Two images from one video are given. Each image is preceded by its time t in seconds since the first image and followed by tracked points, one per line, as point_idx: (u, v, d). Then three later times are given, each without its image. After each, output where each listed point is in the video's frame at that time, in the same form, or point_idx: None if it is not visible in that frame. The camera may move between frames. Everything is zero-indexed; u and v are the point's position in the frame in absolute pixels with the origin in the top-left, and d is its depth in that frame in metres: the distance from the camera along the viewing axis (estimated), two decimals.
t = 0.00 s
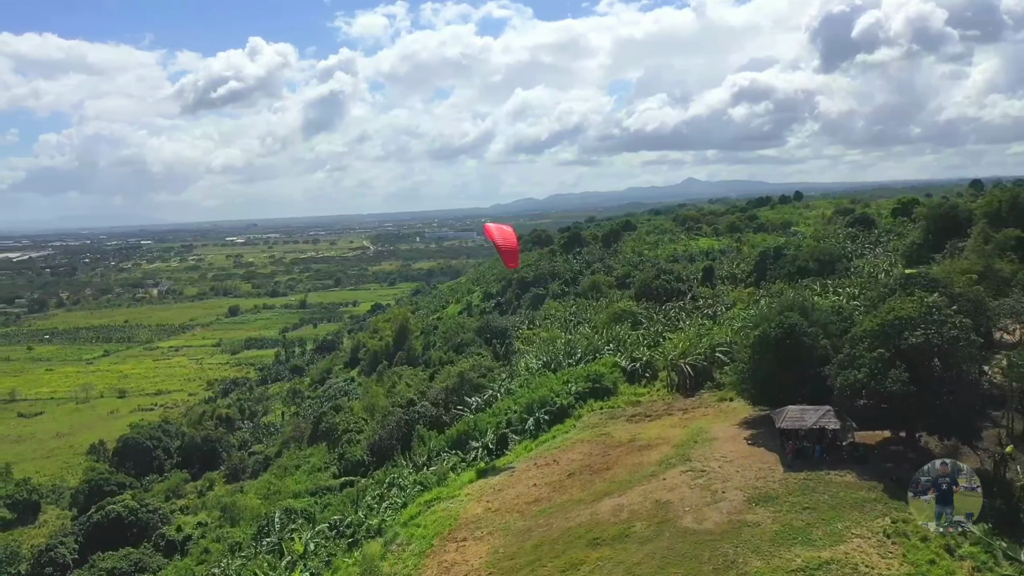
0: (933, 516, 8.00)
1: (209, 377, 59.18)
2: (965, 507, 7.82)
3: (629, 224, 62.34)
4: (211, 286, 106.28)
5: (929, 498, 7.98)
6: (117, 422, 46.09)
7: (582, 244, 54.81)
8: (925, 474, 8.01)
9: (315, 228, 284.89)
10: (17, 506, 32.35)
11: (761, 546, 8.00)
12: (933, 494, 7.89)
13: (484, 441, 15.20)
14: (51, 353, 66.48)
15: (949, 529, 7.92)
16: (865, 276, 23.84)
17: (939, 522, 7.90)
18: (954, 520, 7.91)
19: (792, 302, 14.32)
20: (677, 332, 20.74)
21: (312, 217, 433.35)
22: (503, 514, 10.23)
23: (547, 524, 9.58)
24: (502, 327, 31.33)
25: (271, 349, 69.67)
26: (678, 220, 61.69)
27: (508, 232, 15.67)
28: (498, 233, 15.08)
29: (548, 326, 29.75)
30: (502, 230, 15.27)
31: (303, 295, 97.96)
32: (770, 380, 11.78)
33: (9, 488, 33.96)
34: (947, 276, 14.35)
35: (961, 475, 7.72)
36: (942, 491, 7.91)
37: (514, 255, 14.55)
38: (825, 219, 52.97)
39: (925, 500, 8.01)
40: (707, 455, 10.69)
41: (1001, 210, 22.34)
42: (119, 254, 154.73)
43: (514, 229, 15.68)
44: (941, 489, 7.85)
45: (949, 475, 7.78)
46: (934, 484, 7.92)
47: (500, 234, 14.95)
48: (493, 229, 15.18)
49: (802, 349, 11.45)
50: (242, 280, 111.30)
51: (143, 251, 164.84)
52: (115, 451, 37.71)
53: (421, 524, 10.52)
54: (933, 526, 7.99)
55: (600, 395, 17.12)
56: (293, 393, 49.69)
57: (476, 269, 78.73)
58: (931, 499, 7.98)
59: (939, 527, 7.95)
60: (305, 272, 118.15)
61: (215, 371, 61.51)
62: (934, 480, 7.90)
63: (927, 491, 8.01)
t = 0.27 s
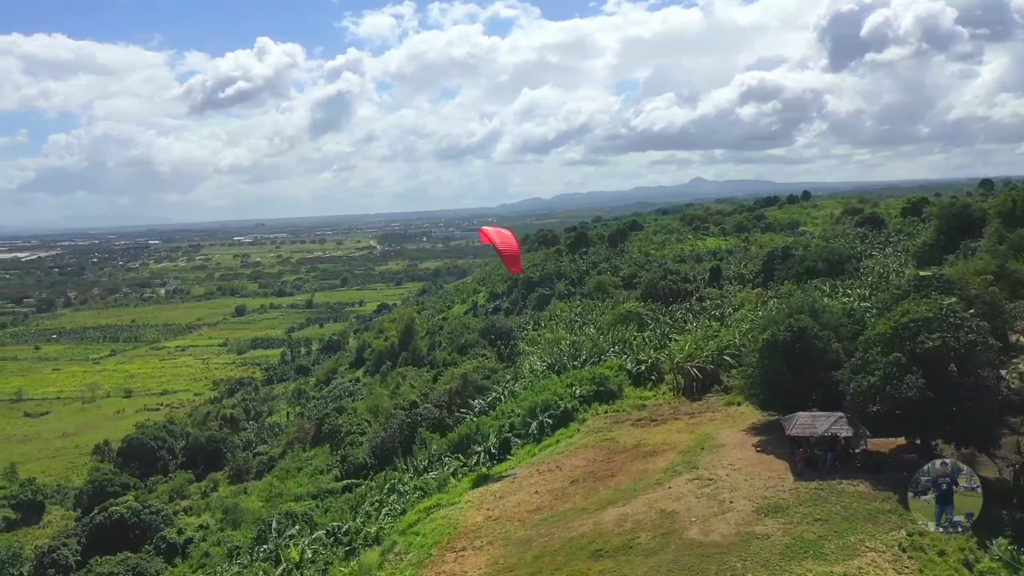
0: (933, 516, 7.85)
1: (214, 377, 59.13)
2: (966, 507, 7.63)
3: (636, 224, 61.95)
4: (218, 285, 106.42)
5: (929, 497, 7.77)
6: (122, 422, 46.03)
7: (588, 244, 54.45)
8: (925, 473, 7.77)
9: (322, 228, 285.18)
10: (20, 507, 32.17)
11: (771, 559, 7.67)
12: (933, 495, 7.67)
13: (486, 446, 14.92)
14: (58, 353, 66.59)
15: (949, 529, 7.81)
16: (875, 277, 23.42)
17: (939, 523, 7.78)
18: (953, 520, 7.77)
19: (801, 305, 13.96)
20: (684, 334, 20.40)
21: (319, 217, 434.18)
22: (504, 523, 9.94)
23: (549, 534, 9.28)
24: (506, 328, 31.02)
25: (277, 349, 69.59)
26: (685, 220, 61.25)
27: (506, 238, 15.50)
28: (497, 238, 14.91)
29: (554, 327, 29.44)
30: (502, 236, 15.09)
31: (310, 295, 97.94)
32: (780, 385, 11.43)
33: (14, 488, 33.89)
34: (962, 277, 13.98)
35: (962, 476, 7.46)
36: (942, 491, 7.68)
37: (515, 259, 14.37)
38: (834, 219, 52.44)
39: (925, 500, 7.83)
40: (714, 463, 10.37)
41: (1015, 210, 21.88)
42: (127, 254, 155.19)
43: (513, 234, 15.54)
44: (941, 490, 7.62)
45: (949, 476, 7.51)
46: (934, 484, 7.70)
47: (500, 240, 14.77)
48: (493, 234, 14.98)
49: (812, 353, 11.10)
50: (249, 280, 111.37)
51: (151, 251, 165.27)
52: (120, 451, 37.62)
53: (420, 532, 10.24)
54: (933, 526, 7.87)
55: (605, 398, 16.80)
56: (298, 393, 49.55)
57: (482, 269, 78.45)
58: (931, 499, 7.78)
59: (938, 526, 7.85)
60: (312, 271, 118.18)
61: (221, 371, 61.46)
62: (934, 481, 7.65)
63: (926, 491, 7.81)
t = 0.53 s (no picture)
0: (933, 515, 7.70)
1: (219, 377, 59.08)
2: (966, 507, 7.50)
3: (641, 224, 61.58)
4: (223, 285, 106.47)
5: (930, 498, 7.59)
6: (125, 423, 45.93)
7: (593, 244, 54.14)
8: (924, 472, 7.58)
9: (327, 228, 285.41)
10: (23, 507, 31.95)
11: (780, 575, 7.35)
12: (934, 496, 7.50)
13: (487, 451, 14.67)
14: (63, 353, 66.63)
15: (949, 526, 7.71)
16: (884, 279, 23.06)
17: (938, 521, 7.66)
18: (953, 519, 7.66)
19: (811, 309, 13.63)
20: (689, 336, 20.08)
21: (324, 217, 434.82)
22: (503, 532, 9.64)
23: (550, 545, 8.98)
24: (510, 329, 30.76)
25: (281, 349, 69.53)
26: (690, 220, 60.86)
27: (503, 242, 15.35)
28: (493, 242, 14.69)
29: (557, 328, 29.20)
30: (501, 241, 14.94)
31: (315, 295, 97.93)
32: (788, 392, 11.12)
33: (17, 489, 33.77)
34: (975, 279, 13.62)
35: (962, 477, 7.27)
36: (942, 492, 7.51)
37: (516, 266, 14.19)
38: (841, 219, 51.98)
39: (924, 500, 7.67)
40: (720, 471, 10.07)
41: None
42: (134, 254, 155.49)
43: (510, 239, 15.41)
44: (942, 491, 7.44)
45: (950, 477, 7.31)
46: (934, 484, 7.52)
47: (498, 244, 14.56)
48: (490, 238, 14.79)
49: (822, 359, 10.79)
50: (254, 280, 111.42)
51: (157, 251, 165.52)
52: (122, 451, 37.51)
53: (417, 541, 9.97)
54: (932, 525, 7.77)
55: (608, 402, 16.47)
56: (302, 394, 49.40)
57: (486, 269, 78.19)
58: (931, 499, 7.62)
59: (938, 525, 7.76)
60: (317, 271, 118.19)
61: (226, 371, 61.39)
62: (934, 481, 7.45)
63: (927, 491, 7.63)
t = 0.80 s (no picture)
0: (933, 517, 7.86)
1: (226, 377, 59.06)
2: (965, 506, 7.67)
3: (649, 224, 61.12)
4: (231, 285, 106.60)
5: (930, 498, 7.79)
6: (132, 423, 45.88)
7: (601, 244, 53.75)
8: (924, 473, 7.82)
9: (335, 227, 285.70)
10: (29, 507, 31.57)
11: None
12: (933, 495, 7.69)
13: (491, 456, 14.38)
14: (71, 352, 66.77)
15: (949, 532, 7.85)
16: (897, 280, 22.62)
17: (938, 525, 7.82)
18: (953, 520, 7.77)
19: (823, 311, 13.24)
20: (698, 338, 19.72)
21: (332, 217, 435.48)
22: (505, 543, 9.34)
23: (554, 556, 8.67)
24: (516, 330, 30.44)
25: (288, 349, 69.47)
26: (698, 219, 60.35)
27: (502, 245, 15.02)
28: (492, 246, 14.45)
29: (564, 329, 28.88)
30: (500, 244, 14.62)
31: (322, 295, 97.95)
32: (800, 397, 10.75)
33: (24, 488, 33.71)
34: (992, 280, 13.24)
35: (961, 475, 7.53)
36: (942, 491, 7.71)
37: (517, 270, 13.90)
38: (852, 219, 51.32)
39: (924, 500, 7.83)
40: (730, 480, 9.74)
41: None
42: (142, 254, 156.05)
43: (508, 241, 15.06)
44: (942, 490, 7.66)
45: (949, 475, 7.57)
46: (934, 484, 7.74)
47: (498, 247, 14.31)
48: (489, 242, 14.44)
49: (835, 364, 10.42)
50: (262, 280, 111.55)
51: (166, 251, 166.07)
52: (129, 451, 37.43)
53: (417, 551, 9.68)
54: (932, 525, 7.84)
55: (615, 406, 16.15)
56: (309, 394, 49.28)
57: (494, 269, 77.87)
58: (931, 499, 7.80)
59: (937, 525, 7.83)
60: (324, 271, 118.23)
61: (232, 371, 61.34)
62: (934, 480, 7.69)
63: (927, 491, 7.83)
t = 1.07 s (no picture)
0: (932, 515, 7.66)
1: (234, 376, 59.11)
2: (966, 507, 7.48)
3: (658, 224, 60.70)
4: (240, 285, 106.91)
5: (930, 498, 7.56)
6: (140, 423, 45.88)
7: (609, 244, 53.41)
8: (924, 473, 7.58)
9: (344, 227, 286.29)
10: (35, 506, 31.35)
11: None
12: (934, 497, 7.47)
13: (495, 460, 14.11)
14: (80, 352, 67.03)
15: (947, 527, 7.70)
16: (911, 281, 22.18)
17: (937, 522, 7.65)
18: (953, 520, 7.62)
19: (835, 315, 12.88)
20: (707, 340, 19.38)
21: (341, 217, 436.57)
22: (507, 553, 9.04)
23: (557, 568, 8.36)
24: (522, 331, 30.15)
25: (296, 348, 69.50)
26: (707, 219, 59.85)
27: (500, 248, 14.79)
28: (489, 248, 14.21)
29: (571, 330, 28.59)
30: (500, 247, 14.35)
31: (330, 294, 98.08)
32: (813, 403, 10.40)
33: (30, 488, 33.54)
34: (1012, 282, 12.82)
35: (963, 475, 7.28)
36: (943, 491, 7.49)
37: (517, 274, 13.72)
38: (863, 219, 50.75)
39: (924, 500, 7.60)
40: (740, 489, 9.41)
41: None
42: (152, 254, 156.90)
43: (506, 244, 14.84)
44: (943, 491, 7.42)
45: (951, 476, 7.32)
46: (934, 484, 7.51)
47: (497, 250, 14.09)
48: (488, 245, 14.17)
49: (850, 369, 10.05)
50: (270, 280, 111.85)
51: (176, 250, 166.93)
52: (135, 452, 37.35)
53: (416, 561, 9.40)
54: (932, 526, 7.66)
55: (621, 410, 15.84)
56: (315, 394, 49.15)
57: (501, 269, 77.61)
58: (931, 499, 7.57)
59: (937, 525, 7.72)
60: (332, 271, 118.43)
61: (240, 371, 61.36)
62: (935, 481, 7.44)
63: (927, 491, 7.60)
